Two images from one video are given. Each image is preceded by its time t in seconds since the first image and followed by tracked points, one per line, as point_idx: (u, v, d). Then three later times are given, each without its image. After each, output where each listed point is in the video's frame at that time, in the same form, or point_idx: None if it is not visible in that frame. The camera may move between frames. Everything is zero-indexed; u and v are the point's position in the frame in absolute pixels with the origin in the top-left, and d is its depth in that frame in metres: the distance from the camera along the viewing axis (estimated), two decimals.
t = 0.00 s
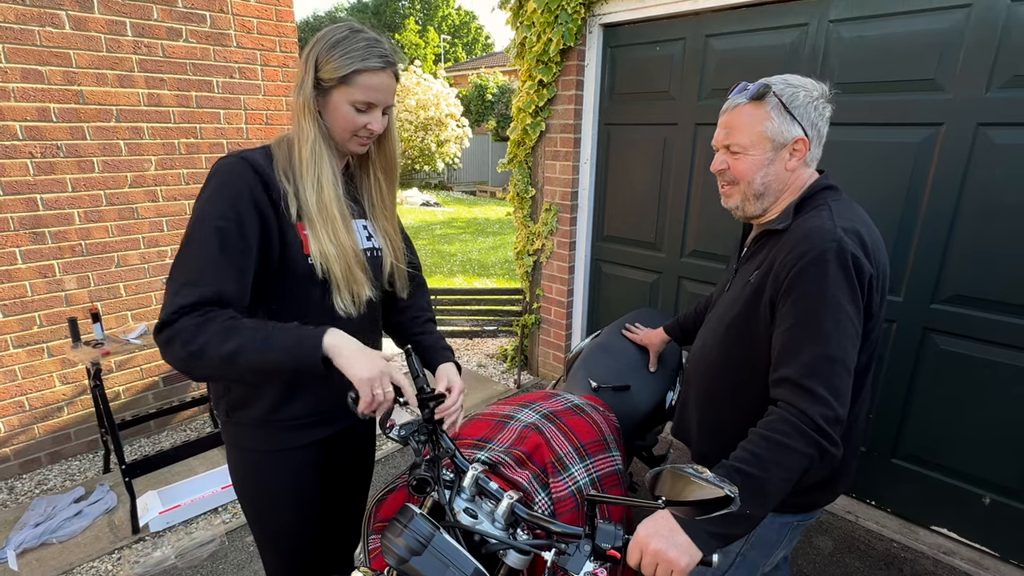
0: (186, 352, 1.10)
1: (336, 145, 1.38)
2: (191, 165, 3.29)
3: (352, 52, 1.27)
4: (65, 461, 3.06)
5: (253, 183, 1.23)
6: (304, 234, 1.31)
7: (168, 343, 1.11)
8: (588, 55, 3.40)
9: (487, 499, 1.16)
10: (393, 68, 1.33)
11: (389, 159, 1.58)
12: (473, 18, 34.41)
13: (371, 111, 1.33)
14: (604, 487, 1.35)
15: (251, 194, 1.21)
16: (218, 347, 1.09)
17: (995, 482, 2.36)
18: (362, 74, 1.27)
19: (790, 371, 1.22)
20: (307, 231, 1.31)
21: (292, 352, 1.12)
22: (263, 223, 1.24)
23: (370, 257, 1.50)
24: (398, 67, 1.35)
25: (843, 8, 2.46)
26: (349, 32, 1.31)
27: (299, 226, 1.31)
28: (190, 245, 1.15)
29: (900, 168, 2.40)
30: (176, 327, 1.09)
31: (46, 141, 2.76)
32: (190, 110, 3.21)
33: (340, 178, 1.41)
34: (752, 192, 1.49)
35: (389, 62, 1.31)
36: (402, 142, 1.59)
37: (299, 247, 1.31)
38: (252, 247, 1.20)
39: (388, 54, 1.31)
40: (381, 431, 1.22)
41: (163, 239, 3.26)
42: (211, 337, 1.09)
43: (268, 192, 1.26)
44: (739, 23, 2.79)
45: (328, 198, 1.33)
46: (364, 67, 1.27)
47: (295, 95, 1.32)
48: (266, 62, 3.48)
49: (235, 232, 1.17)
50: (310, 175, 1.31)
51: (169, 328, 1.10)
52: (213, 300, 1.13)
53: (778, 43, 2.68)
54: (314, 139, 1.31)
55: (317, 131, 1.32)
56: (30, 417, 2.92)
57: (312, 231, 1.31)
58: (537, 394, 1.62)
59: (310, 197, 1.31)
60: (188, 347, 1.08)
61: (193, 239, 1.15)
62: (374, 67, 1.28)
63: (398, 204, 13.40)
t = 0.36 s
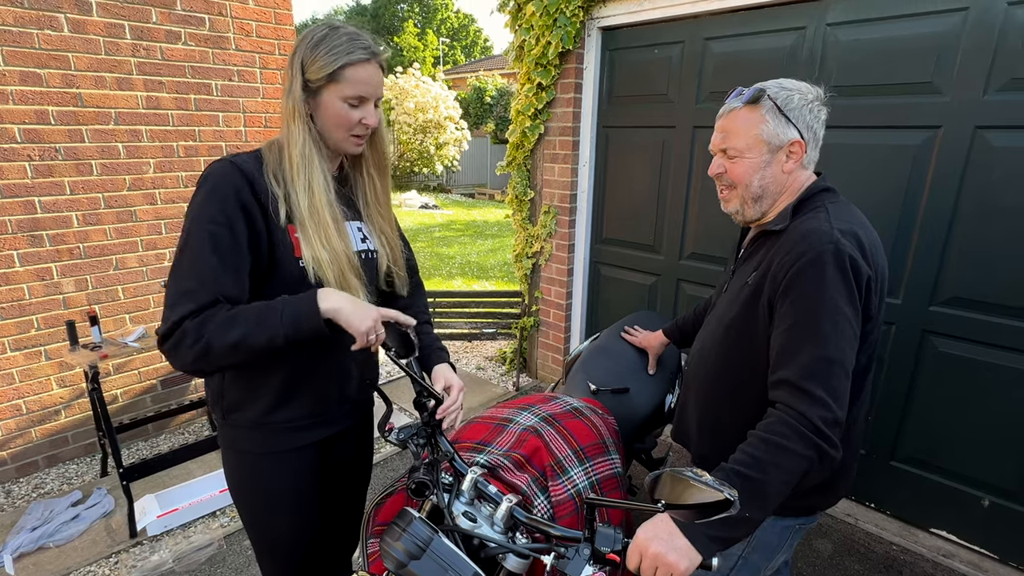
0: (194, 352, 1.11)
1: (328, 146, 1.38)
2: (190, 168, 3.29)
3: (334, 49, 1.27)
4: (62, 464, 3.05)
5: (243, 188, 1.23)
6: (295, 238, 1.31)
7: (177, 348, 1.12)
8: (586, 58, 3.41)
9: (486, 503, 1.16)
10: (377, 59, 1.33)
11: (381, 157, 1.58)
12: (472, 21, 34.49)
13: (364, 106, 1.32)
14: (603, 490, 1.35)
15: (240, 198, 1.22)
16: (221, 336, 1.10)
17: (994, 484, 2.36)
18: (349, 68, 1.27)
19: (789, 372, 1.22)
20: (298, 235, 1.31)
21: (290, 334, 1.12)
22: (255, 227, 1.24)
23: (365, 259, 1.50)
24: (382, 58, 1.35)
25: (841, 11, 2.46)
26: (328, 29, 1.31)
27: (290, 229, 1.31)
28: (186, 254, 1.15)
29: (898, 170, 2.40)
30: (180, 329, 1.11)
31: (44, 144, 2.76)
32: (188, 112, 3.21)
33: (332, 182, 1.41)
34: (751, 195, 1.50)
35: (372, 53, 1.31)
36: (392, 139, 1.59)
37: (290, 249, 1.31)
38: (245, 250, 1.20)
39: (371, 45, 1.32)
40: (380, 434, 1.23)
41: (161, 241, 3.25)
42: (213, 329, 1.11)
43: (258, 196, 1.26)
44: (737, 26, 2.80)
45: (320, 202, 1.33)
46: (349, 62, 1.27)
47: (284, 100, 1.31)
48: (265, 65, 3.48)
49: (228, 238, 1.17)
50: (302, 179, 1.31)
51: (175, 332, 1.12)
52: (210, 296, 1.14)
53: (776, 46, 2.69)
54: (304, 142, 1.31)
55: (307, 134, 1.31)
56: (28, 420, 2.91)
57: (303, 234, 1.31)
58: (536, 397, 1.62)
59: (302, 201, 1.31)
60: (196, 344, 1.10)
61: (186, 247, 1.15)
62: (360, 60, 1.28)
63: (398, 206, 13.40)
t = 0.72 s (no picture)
0: (308, 352, 1.14)
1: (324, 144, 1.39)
2: (191, 170, 3.30)
3: (316, 42, 1.29)
4: (61, 466, 3.05)
5: (262, 193, 1.23)
6: (303, 245, 1.30)
7: (286, 354, 1.13)
8: (585, 61, 3.42)
9: (485, 504, 1.16)
10: (356, 46, 1.37)
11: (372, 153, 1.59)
12: (472, 25, 34.58)
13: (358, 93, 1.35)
14: (602, 491, 1.35)
15: (263, 203, 1.21)
16: (333, 336, 1.15)
17: (994, 486, 2.36)
18: (337, 60, 1.30)
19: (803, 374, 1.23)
20: (307, 240, 1.30)
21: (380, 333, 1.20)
22: (280, 231, 1.24)
23: (367, 262, 1.51)
24: (358, 43, 1.38)
25: (839, 14, 2.48)
26: (302, 28, 1.31)
27: (299, 235, 1.29)
28: (247, 259, 1.14)
29: (896, 172, 2.41)
30: (294, 332, 1.12)
31: (45, 146, 2.77)
32: (189, 115, 3.22)
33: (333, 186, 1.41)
34: (745, 190, 1.51)
35: (349, 40, 1.35)
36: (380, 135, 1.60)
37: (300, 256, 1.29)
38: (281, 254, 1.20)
39: (345, 32, 1.35)
40: (380, 435, 1.23)
41: (161, 244, 3.26)
42: (326, 329, 1.15)
43: (273, 201, 1.25)
44: (736, 29, 2.81)
45: (323, 206, 1.33)
46: (333, 51, 1.30)
47: (276, 111, 1.31)
48: (265, 68, 3.49)
49: (270, 240, 1.18)
50: (306, 186, 1.31)
51: (284, 336, 1.12)
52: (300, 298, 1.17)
53: (775, 48, 2.70)
54: (303, 143, 1.32)
55: (305, 138, 1.32)
56: (27, 422, 2.91)
57: (312, 239, 1.30)
58: (537, 398, 1.62)
59: (310, 210, 1.31)
60: (312, 345, 1.13)
61: (245, 252, 1.14)
62: (342, 49, 1.31)
63: (397, 209, 13.40)
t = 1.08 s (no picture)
0: (338, 357, 1.14)
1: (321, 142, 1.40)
2: (192, 172, 3.31)
3: (310, 40, 1.32)
4: (62, 467, 3.06)
5: (269, 194, 1.25)
6: (308, 247, 1.31)
7: (315, 351, 1.14)
8: (585, 64, 3.43)
9: (483, 504, 1.17)
10: (351, 42, 1.38)
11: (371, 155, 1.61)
12: (472, 27, 34.65)
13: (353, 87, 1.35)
14: (599, 491, 1.36)
15: (271, 203, 1.24)
16: (367, 348, 1.13)
17: (992, 488, 2.37)
18: (330, 55, 1.32)
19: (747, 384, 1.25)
20: (311, 243, 1.31)
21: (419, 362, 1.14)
22: (290, 230, 1.26)
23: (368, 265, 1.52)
24: (354, 41, 1.40)
25: (837, 18, 2.49)
26: (298, 30, 1.34)
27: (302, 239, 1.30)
28: (258, 256, 1.17)
29: (894, 175, 2.42)
30: (326, 332, 1.13)
31: (47, 148, 2.78)
32: (191, 117, 3.24)
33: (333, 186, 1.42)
34: (707, 193, 1.50)
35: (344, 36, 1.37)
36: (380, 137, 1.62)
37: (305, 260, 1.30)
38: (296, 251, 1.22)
39: (341, 31, 1.37)
40: (379, 436, 1.25)
41: (163, 245, 3.27)
42: (360, 339, 1.14)
43: (279, 201, 1.27)
44: (735, 32, 2.82)
45: (323, 203, 1.33)
46: (326, 46, 1.32)
47: (275, 112, 1.33)
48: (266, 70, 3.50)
49: (283, 239, 1.20)
50: (307, 185, 1.32)
51: (314, 331, 1.13)
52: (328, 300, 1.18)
53: (773, 51, 2.71)
54: (300, 138, 1.33)
55: (303, 135, 1.33)
56: (28, 423, 2.92)
57: (316, 243, 1.31)
58: (535, 399, 1.62)
59: (310, 208, 1.32)
60: (341, 351, 1.13)
61: (256, 247, 1.17)
62: (336, 45, 1.33)
63: (398, 210, 13.43)
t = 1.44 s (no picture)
0: (259, 372, 1.20)
1: (328, 143, 1.41)
2: (195, 170, 3.32)
3: (325, 43, 1.31)
4: (66, 463, 3.08)
5: (265, 193, 1.26)
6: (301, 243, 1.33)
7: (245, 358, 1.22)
8: (586, 62, 3.44)
9: (483, 499, 1.17)
10: (370, 51, 1.36)
11: (384, 157, 1.61)
12: (475, 26, 34.63)
13: (359, 96, 1.34)
14: (598, 487, 1.36)
15: (264, 205, 1.25)
16: (284, 371, 1.17)
17: (993, 486, 2.37)
18: (340, 63, 1.30)
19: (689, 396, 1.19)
20: (306, 239, 1.33)
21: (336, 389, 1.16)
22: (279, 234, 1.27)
23: (371, 261, 1.53)
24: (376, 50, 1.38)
25: (838, 16, 2.49)
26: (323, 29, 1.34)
27: (299, 234, 1.32)
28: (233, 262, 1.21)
29: (896, 173, 2.42)
30: (247, 350, 1.18)
31: (52, 146, 2.80)
32: (194, 116, 3.25)
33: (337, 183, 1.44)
34: (654, 197, 1.44)
35: (362, 45, 1.34)
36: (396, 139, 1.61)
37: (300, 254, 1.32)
38: (275, 259, 1.24)
39: (363, 39, 1.35)
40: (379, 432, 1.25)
41: (166, 243, 3.28)
42: (278, 361, 1.18)
43: (275, 201, 1.28)
44: (737, 31, 2.82)
45: (317, 200, 1.35)
46: (340, 53, 1.31)
47: (286, 105, 1.36)
48: (269, 69, 3.51)
49: (261, 246, 1.22)
50: (306, 181, 1.34)
51: (244, 342, 1.20)
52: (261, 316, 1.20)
53: (775, 50, 2.71)
54: (303, 136, 1.35)
55: (307, 133, 1.36)
56: (33, 419, 2.94)
57: (312, 237, 1.33)
58: (536, 396, 1.61)
59: (306, 204, 1.34)
60: (258, 368, 1.19)
61: (228, 250, 1.22)
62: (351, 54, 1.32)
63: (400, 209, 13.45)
